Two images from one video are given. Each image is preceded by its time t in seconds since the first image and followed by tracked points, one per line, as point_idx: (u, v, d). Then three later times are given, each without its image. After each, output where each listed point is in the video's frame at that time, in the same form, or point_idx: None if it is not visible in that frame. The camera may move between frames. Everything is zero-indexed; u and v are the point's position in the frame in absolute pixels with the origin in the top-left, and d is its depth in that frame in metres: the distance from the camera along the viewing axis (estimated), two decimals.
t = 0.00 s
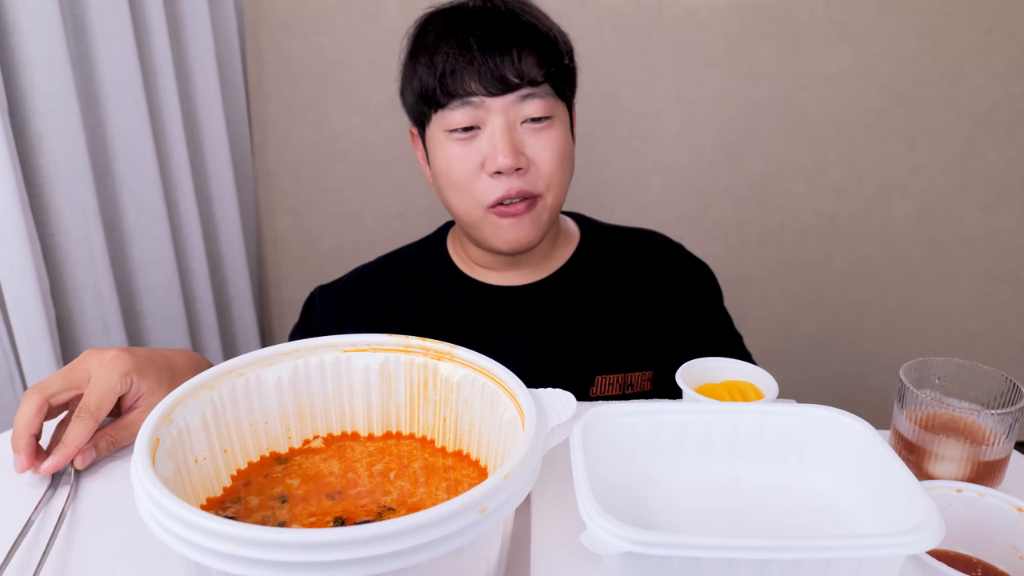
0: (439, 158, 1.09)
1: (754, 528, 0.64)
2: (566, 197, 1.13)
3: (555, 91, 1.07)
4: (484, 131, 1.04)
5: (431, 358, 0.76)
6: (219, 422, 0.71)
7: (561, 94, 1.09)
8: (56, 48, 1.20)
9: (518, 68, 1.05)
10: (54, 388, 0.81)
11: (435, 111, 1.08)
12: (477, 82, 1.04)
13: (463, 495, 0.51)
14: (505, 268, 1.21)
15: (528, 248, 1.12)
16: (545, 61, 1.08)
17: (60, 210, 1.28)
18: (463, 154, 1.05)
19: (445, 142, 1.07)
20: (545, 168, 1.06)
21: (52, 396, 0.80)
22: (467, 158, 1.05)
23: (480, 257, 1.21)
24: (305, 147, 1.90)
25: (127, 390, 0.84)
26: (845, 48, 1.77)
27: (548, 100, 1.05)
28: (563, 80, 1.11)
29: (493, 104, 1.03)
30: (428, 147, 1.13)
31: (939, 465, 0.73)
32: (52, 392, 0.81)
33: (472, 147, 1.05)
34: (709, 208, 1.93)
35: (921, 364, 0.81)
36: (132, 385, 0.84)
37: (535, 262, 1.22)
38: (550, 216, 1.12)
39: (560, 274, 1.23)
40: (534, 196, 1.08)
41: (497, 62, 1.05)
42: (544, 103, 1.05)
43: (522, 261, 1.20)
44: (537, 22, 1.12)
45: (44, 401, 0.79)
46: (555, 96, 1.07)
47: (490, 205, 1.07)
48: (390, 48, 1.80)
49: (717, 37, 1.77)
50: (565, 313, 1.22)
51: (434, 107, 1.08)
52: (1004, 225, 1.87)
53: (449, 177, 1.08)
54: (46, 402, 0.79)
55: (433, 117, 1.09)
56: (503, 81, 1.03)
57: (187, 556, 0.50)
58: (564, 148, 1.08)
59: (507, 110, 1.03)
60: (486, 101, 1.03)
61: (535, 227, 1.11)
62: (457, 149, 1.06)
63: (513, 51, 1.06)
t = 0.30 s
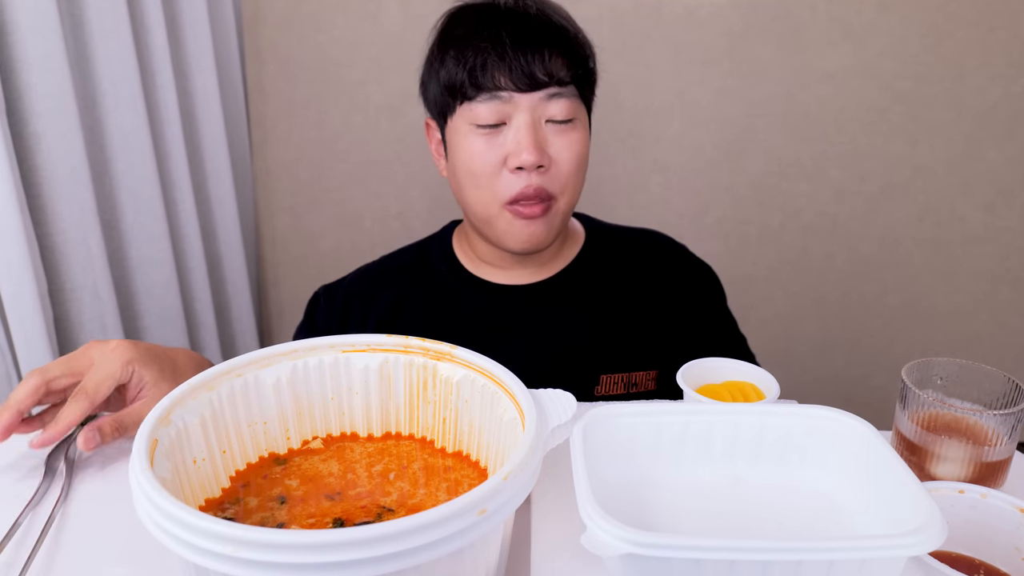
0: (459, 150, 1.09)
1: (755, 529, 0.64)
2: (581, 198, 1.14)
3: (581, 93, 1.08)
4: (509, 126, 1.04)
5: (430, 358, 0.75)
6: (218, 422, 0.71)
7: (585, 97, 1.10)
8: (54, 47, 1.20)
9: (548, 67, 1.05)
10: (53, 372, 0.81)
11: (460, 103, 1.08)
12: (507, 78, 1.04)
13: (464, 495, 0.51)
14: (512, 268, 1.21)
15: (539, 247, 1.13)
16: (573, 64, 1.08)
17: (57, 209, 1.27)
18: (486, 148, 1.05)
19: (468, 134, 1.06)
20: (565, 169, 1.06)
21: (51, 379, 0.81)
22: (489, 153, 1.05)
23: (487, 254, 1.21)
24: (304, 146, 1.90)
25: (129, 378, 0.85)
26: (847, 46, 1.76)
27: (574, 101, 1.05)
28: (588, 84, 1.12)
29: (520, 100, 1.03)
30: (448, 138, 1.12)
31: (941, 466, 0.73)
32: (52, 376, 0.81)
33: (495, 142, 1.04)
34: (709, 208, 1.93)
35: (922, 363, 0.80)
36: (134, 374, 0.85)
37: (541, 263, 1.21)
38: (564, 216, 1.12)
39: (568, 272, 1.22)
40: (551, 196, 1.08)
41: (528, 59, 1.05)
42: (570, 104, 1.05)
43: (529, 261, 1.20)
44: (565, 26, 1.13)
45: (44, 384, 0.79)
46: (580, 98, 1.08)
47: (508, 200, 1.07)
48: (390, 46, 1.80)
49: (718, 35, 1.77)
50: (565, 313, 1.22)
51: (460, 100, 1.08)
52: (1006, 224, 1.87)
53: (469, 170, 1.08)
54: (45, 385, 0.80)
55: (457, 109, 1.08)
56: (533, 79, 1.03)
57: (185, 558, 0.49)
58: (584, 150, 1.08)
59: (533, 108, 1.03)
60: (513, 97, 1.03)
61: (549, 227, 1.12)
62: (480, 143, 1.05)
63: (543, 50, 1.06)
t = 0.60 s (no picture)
0: (463, 141, 1.09)
1: (757, 530, 0.63)
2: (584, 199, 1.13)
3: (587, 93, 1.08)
4: (514, 119, 1.04)
5: (430, 359, 0.75)
6: (217, 423, 0.71)
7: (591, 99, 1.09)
8: (51, 47, 1.19)
9: (556, 63, 1.05)
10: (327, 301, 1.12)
11: (466, 94, 1.08)
12: (514, 69, 1.04)
13: (464, 496, 0.50)
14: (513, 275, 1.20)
15: (539, 245, 1.13)
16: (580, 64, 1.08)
17: (55, 209, 1.27)
18: (489, 139, 1.06)
19: (472, 125, 1.07)
20: (568, 166, 1.06)
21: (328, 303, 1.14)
22: (493, 144, 1.06)
23: (487, 257, 1.20)
24: (303, 146, 1.90)
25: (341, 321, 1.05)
26: (848, 44, 1.76)
27: (580, 97, 1.06)
28: (594, 86, 1.11)
29: (526, 92, 1.04)
30: (452, 130, 1.12)
31: (943, 467, 0.72)
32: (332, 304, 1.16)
33: (500, 134, 1.05)
34: (710, 207, 1.93)
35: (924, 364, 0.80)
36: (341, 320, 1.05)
37: (541, 269, 1.20)
38: (566, 215, 1.12)
39: (569, 277, 1.22)
40: (552, 192, 1.08)
41: (536, 53, 1.05)
42: (577, 100, 1.05)
43: (529, 266, 1.19)
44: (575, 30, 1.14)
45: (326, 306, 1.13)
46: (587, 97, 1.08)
47: (509, 194, 1.08)
48: (389, 45, 1.80)
49: (719, 34, 1.76)
50: (564, 315, 1.22)
51: (466, 91, 1.08)
52: (1009, 223, 1.86)
53: (471, 162, 1.08)
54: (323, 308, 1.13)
55: (464, 98, 1.08)
56: (540, 72, 1.03)
57: (184, 559, 0.49)
58: (588, 149, 1.08)
59: (538, 102, 1.03)
60: (520, 88, 1.04)
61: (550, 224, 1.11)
62: (484, 133, 1.06)
63: (552, 47, 1.07)
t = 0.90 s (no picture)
0: (436, 147, 1.10)
1: (760, 532, 0.63)
2: (564, 192, 1.12)
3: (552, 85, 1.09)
4: (482, 116, 1.05)
5: (430, 359, 0.75)
6: (215, 424, 0.70)
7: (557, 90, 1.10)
8: (49, 46, 1.19)
9: (516, 58, 1.07)
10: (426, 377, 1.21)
11: (434, 100, 1.10)
12: (476, 67, 1.06)
13: (463, 497, 0.50)
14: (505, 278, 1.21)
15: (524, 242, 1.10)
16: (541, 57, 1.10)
17: (52, 208, 1.27)
18: (460, 139, 1.06)
19: (442, 128, 1.08)
20: (541, 156, 1.05)
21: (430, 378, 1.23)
22: (465, 144, 1.06)
23: (479, 263, 1.21)
24: (302, 145, 1.89)
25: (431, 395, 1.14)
26: (850, 43, 1.75)
27: (545, 89, 1.07)
28: (559, 77, 1.13)
29: (490, 89, 1.05)
30: (426, 139, 1.14)
31: (945, 467, 0.72)
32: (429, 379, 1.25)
33: (470, 132, 1.05)
34: (711, 207, 1.92)
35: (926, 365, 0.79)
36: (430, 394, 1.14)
37: (534, 271, 1.21)
38: (548, 209, 1.10)
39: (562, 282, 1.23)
40: (530, 184, 1.07)
41: (496, 51, 1.07)
42: (542, 92, 1.06)
43: (520, 267, 1.19)
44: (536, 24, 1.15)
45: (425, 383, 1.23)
46: (553, 89, 1.09)
47: (488, 191, 1.07)
48: (389, 44, 1.79)
49: (720, 33, 1.76)
50: (564, 316, 1.22)
51: (433, 97, 1.10)
52: (1012, 223, 1.85)
53: (446, 164, 1.08)
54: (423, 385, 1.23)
55: (433, 104, 1.10)
56: (502, 68, 1.05)
57: (181, 560, 0.49)
58: (560, 139, 1.08)
59: (504, 96, 1.05)
60: (484, 86, 1.05)
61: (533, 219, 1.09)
62: (455, 134, 1.06)
63: (511, 43, 1.09)
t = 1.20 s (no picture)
0: (407, 155, 1.09)
1: (760, 533, 0.63)
2: (538, 190, 1.12)
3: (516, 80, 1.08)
4: (450, 121, 1.04)
5: (429, 360, 0.74)
6: (213, 424, 0.70)
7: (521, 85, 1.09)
8: (48, 45, 1.19)
9: (478, 56, 1.05)
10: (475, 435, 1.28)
11: (399, 107, 1.08)
12: (437, 71, 1.04)
13: (463, 498, 0.50)
14: (484, 282, 1.19)
15: (505, 245, 1.10)
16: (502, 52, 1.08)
17: (50, 208, 1.26)
18: (430, 146, 1.05)
19: (411, 136, 1.07)
20: (513, 156, 1.05)
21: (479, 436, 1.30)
22: (435, 150, 1.05)
23: (457, 270, 1.20)
24: (302, 144, 1.89)
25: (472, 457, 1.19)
26: (851, 42, 1.75)
27: (511, 87, 1.05)
28: (522, 71, 1.11)
29: (455, 93, 1.04)
30: (394, 148, 1.12)
31: (947, 468, 0.72)
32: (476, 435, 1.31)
33: (439, 138, 1.04)
34: (712, 206, 1.92)
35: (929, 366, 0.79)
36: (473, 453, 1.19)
37: (512, 277, 1.20)
38: (525, 208, 1.10)
39: (546, 283, 1.22)
40: (506, 186, 1.06)
41: (457, 51, 1.05)
42: (507, 90, 1.05)
43: (498, 273, 1.18)
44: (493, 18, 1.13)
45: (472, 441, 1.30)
46: (517, 85, 1.07)
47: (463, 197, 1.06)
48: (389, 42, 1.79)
49: (721, 32, 1.76)
50: (556, 317, 1.21)
51: (397, 105, 1.08)
52: (1015, 223, 1.85)
53: (419, 172, 1.07)
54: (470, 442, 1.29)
55: (398, 113, 1.09)
56: (464, 69, 1.03)
57: (179, 561, 0.48)
58: (529, 137, 1.07)
59: (470, 98, 1.03)
60: (448, 90, 1.04)
61: (509, 220, 1.09)
62: (424, 142, 1.05)
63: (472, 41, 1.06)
